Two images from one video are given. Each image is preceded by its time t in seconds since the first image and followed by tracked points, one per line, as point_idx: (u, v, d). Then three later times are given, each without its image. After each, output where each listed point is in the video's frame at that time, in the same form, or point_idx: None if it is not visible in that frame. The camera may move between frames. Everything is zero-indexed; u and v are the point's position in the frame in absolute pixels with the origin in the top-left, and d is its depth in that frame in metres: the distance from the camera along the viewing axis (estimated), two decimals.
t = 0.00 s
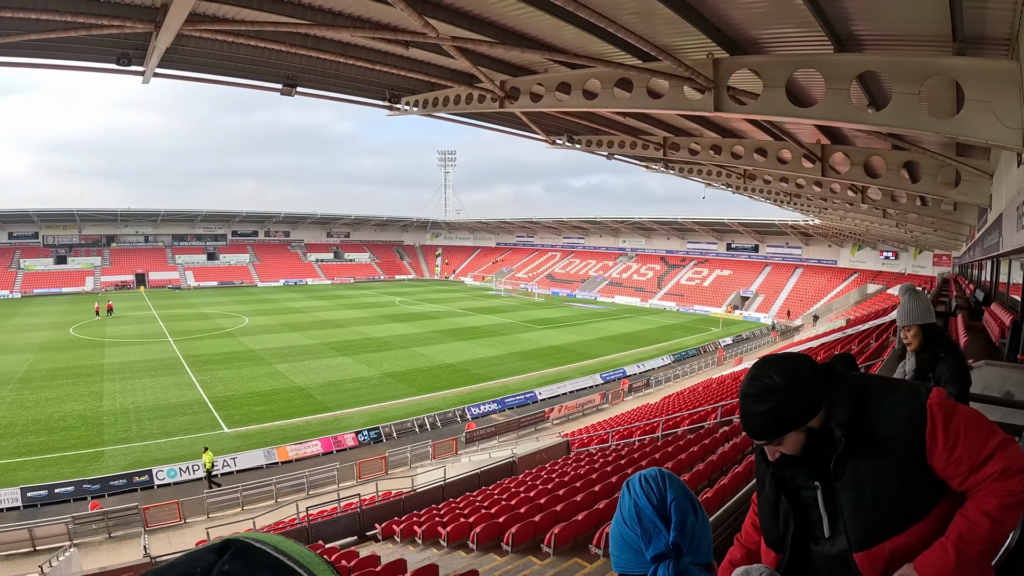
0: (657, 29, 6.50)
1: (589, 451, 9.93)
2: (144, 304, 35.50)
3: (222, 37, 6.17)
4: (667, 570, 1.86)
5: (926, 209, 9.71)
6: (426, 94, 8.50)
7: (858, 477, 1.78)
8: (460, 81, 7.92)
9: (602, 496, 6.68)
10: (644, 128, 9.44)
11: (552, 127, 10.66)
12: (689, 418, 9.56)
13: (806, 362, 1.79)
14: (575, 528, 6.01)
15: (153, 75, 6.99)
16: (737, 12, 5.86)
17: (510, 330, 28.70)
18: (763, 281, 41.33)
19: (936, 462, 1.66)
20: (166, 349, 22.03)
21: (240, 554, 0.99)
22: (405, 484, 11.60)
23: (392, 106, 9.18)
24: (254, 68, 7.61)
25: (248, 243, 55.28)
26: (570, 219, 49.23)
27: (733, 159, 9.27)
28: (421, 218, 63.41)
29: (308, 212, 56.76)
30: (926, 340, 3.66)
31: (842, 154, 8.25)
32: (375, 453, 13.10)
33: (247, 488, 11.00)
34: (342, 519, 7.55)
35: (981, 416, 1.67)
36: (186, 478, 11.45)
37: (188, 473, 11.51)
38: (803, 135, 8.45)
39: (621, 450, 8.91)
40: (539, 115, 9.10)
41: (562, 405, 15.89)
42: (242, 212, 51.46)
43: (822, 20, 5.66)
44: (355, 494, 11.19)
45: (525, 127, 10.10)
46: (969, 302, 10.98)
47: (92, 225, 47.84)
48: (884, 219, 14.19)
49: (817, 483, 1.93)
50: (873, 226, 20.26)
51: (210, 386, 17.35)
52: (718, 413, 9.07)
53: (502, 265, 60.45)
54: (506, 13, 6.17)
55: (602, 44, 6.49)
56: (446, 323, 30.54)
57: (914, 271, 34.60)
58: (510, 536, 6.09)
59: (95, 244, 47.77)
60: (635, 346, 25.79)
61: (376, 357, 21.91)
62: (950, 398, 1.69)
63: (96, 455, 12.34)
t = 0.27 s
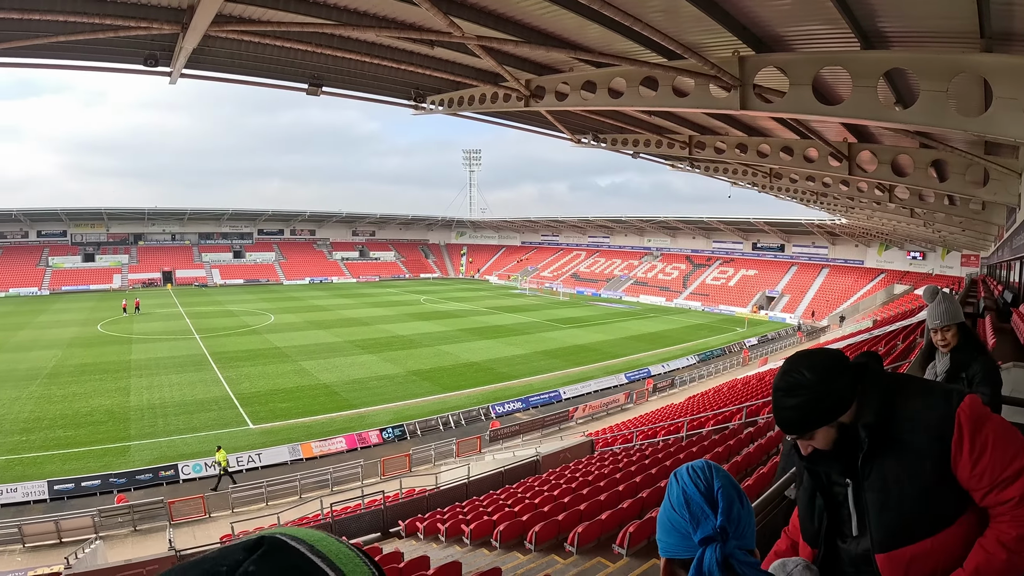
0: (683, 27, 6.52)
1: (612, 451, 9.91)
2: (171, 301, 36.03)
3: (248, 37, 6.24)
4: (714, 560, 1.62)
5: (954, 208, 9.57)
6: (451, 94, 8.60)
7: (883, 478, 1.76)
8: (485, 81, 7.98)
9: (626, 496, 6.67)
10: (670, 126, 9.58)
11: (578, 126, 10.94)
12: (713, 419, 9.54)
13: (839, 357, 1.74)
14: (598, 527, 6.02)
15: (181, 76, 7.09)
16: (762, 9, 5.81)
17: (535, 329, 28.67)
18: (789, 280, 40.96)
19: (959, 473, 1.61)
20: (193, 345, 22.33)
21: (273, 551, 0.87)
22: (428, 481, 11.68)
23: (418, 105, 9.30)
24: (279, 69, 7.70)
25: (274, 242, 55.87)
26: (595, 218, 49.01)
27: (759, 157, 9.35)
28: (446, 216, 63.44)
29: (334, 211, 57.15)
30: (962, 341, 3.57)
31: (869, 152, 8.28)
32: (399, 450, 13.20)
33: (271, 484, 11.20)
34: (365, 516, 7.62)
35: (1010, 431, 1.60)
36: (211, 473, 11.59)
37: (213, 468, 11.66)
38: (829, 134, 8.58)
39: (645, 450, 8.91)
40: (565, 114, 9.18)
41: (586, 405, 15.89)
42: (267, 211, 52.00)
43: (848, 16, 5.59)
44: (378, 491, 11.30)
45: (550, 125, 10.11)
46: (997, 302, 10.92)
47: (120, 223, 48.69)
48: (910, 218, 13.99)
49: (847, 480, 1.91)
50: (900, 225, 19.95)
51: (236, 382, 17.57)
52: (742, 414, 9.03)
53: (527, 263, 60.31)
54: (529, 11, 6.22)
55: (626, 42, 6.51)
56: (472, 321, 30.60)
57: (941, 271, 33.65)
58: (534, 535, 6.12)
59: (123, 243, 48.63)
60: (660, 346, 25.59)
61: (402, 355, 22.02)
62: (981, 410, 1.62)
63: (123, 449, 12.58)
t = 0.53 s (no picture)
0: (709, 26, 6.54)
1: (637, 451, 9.92)
2: (198, 299, 36.55)
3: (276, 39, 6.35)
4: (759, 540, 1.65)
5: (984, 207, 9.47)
6: (477, 93, 8.75)
7: (911, 483, 1.81)
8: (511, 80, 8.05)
9: (650, 497, 6.64)
10: (697, 125, 9.69)
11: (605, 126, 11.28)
12: (738, 420, 9.53)
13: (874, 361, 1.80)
14: (622, 527, 6.04)
15: (209, 77, 7.24)
16: (788, 6, 5.78)
17: (560, 329, 28.63)
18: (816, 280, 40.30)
19: (987, 479, 1.66)
20: (220, 343, 22.64)
21: (318, 535, 0.85)
22: (453, 480, 11.78)
23: (444, 105, 9.43)
24: (308, 70, 7.86)
25: (300, 241, 56.38)
26: (620, 217, 48.78)
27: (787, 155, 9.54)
28: (472, 215, 63.43)
29: (361, 210, 57.54)
30: (1003, 345, 3.51)
31: (896, 150, 8.34)
32: (424, 448, 13.29)
33: (297, 480, 11.39)
34: (391, 512, 7.72)
35: None
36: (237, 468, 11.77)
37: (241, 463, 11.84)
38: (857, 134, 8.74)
39: (671, 449, 8.94)
40: (590, 113, 9.26)
41: (611, 404, 15.90)
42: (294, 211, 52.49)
43: (873, 13, 5.54)
44: (403, 488, 11.43)
45: (576, 124, 10.19)
46: None
47: (148, 223, 49.49)
48: (938, 218, 13.80)
49: (878, 486, 1.94)
50: (928, 225, 19.67)
51: (262, 379, 17.79)
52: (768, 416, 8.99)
53: (553, 263, 60.14)
54: (555, 11, 6.25)
55: (651, 41, 6.53)
56: (497, 320, 30.69)
57: (970, 272, 33.00)
58: (558, 534, 6.17)
59: (151, 241, 49.45)
60: (685, 346, 25.42)
61: (427, 353, 22.14)
62: (1008, 417, 1.68)
63: (151, 444, 12.82)
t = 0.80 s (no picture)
0: (733, 24, 6.50)
1: (661, 451, 9.90)
2: (224, 298, 37.01)
3: (301, 40, 6.42)
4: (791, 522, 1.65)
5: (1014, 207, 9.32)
6: (501, 93, 8.81)
7: (944, 482, 1.64)
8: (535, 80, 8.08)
9: (673, 497, 6.62)
10: (722, 124, 9.69)
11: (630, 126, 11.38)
12: (764, 421, 9.50)
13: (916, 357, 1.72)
14: (645, 528, 6.02)
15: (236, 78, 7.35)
16: (813, 4, 5.73)
17: (584, 328, 28.60)
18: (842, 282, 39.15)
19: None
20: (246, 341, 22.94)
21: (373, 519, 0.84)
22: (476, 479, 11.84)
23: (469, 105, 9.51)
24: (334, 71, 7.95)
25: (325, 240, 56.88)
26: (643, 217, 48.57)
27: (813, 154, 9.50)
28: (495, 215, 63.53)
29: (385, 210, 57.94)
30: None
31: (923, 148, 8.28)
32: (448, 446, 13.38)
33: (321, 477, 11.52)
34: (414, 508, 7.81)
35: None
36: (262, 465, 11.92)
37: (265, 460, 11.98)
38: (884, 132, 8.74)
39: (695, 450, 8.93)
40: (614, 112, 9.28)
41: (635, 405, 15.85)
42: (319, 211, 53.00)
43: (899, 10, 5.46)
44: (426, 486, 11.54)
45: (601, 123, 10.21)
46: None
47: (174, 223, 50.28)
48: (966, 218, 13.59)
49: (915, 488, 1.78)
50: (956, 224, 19.34)
51: (287, 377, 17.99)
52: (792, 417, 8.96)
53: (577, 262, 60.03)
54: (579, 10, 6.25)
55: (675, 38, 6.51)
56: (521, 319, 30.70)
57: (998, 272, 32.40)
58: (581, 533, 6.18)
59: (177, 241, 50.23)
60: (709, 347, 25.25)
61: (451, 352, 22.24)
62: None
63: (176, 440, 13.03)
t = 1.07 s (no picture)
0: (751, 23, 6.47)
1: (678, 452, 9.88)
2: (243, 297, 37.35)
3: (320, 41, 6.47)
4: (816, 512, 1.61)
5: None
6: (519, 92, 8.86)
7: (964, 476, 1.78)
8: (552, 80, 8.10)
9: (691, 498, 6.62)
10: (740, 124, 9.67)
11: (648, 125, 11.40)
12: (782, 422, 9.50)
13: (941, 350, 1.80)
14: (662, 528, 6.01)
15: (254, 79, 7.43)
16: (831, 3, 5.68)
17: (601, 328, 28.55)
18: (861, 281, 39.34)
19: None
20: (265, 340, 23.14)
21: (407, 505, 0.81)
22: (493, 478, 11.87)
23: (486, 105, 9.56)
24: (352, 71, 8.02)
25: (343, 240, 57.21)
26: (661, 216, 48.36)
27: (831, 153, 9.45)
28: (512, 215, 63.57)
29: (403, 210, 58.18)
30: None
31: (942, 148, 8.24)
32: (465, 446, 13.44)
33: (338, 475, 11.62)
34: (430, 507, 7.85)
35: None
36: (280, 463, 12.01)
37: (282, 458, 12.07)
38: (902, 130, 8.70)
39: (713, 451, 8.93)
40: (632, 112, 9.28)
41: (653, 405, 15.81)
42: (337, 210, 53.33)
43: (918, 8, 5.39)
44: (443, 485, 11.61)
45: (620, 123, 10.22)
46: None
47: (193, 222, 50.83)
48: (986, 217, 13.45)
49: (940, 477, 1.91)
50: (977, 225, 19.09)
51: (305, 376, 18.13)
52: (810, 418, 8.93)
53: (595, 263, 59.88)
54: (595, 10, 6.24)
55: (693, 38, 6.49)
56: (538, 319, 30.72)
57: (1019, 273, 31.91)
58: (597, 533, 6.17)
59: (196, 240, 50.74)
60: (727, 347, 25.10)
61: (468, 352, 22.30)
62: None
63: (194, 438, 13.17)
